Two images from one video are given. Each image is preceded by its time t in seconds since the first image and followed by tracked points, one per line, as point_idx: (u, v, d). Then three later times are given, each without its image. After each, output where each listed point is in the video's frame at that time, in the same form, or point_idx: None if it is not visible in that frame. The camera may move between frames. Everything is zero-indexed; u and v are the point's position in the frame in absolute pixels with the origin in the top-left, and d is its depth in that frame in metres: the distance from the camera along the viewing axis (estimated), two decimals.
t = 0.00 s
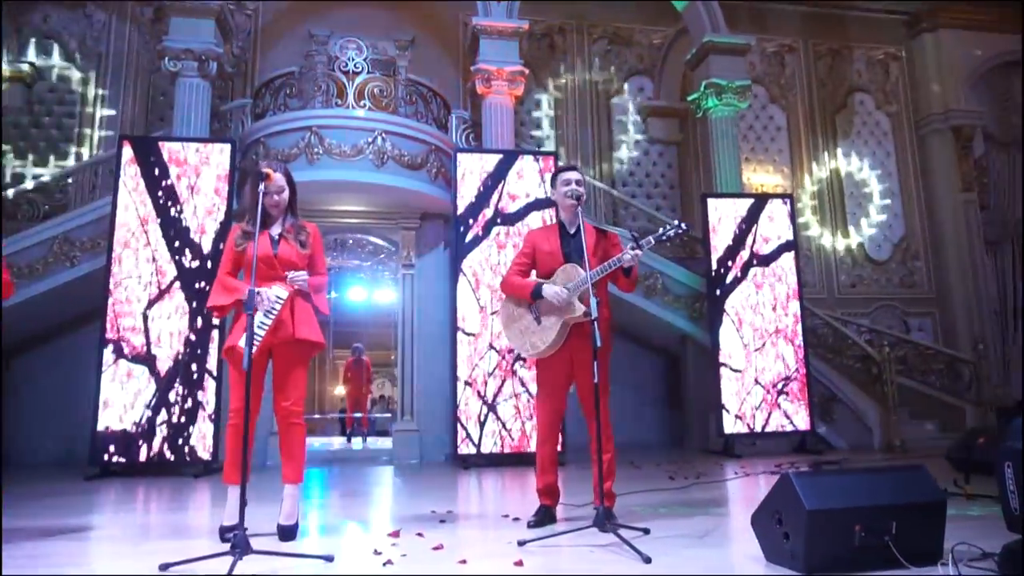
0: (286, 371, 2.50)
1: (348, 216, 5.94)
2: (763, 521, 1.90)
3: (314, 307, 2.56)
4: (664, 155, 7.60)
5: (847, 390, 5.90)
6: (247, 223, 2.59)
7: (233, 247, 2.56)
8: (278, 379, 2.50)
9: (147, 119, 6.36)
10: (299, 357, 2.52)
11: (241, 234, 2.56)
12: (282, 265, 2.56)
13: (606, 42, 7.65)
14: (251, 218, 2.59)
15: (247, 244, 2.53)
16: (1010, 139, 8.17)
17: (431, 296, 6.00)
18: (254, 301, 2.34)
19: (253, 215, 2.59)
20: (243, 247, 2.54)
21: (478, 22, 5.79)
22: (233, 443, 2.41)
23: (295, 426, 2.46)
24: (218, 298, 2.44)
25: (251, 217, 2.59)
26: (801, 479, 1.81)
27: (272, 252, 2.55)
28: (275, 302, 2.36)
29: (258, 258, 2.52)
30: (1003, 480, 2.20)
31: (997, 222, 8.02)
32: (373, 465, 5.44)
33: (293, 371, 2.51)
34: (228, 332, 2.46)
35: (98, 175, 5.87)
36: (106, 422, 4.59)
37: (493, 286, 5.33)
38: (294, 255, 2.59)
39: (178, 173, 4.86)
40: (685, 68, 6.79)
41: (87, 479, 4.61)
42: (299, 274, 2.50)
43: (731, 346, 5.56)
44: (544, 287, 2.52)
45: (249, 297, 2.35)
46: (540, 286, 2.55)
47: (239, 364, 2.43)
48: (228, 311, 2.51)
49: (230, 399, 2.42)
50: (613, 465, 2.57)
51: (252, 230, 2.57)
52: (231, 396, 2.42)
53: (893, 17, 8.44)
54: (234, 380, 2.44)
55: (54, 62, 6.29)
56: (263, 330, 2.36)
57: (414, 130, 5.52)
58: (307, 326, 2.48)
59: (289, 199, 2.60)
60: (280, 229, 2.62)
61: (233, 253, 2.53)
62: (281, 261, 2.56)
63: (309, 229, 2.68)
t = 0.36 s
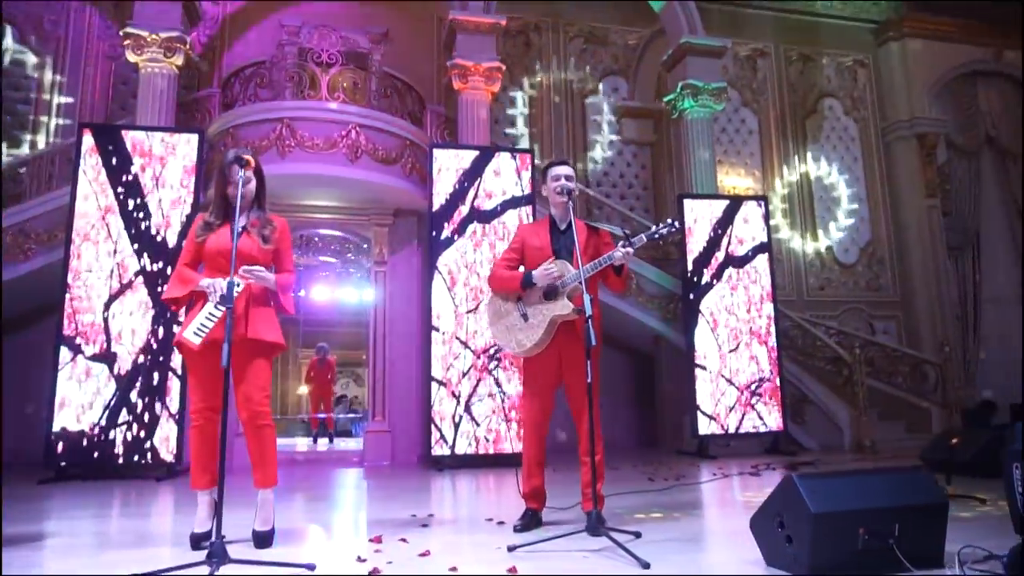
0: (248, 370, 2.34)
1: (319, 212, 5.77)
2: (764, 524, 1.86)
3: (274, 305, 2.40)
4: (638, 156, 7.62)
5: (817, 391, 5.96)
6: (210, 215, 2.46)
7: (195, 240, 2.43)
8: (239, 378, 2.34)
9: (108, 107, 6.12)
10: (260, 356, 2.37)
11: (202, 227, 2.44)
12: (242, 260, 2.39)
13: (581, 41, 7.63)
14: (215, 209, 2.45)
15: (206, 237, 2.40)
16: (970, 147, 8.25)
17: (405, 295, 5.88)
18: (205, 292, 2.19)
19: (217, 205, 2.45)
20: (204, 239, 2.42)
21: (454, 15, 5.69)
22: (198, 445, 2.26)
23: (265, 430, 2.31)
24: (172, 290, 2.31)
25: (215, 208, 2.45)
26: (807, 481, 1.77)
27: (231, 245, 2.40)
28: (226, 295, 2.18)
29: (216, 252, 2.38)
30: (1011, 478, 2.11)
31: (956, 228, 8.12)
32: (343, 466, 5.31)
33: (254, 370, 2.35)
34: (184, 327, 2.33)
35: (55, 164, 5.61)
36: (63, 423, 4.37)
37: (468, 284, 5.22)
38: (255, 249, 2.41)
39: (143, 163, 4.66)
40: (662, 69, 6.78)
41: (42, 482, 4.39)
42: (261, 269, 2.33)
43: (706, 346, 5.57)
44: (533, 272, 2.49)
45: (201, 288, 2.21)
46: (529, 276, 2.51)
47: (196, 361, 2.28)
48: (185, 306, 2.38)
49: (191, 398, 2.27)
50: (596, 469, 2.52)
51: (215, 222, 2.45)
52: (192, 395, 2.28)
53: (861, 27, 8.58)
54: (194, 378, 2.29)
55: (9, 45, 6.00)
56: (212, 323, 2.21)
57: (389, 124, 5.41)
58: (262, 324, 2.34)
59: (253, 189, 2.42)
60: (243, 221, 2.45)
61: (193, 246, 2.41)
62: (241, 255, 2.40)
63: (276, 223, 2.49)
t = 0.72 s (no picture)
0: (227, 371, 2.22)
1: (296, 208, 5.63)
2: (774, 532, 1.81)
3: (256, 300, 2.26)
4: (619, 156, 7.59)
5: (797, 393, 5.98)
6: (186, 208, 2.33)
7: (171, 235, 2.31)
8: (218, 381, 2.21)
9: (74, 96, 5.88)
10: (240, 357, 2.25)
11: (177, 220, 2.31)
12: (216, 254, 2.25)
13: (563, 39, 7.58)
14: (191, 202, 2.33)
15: (180, 232, 2.28)
16: (943, 153, 8.39)
17: (383, 294, 5.73)
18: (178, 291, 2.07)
19: (195, 197, 2.33)
20: (180, 234, 2.29)
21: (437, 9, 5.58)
22: (174, 452, 2.13)
23: (246, 435, 2.18)
24: (147, 290, 2.21)
25: (192, 201, 2.33)
26: (821, 488, 1.72)
27: (206, 239, 2.27)
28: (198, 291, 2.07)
29: (190, 246, 2.25)
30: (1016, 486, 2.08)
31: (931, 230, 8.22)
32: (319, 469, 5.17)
33: (234, 371, 2.22)
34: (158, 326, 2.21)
35: (18, 154, 5.38)
36: (25, 425, 4.18)
37: (451, 283, 5.12)
38: (232, 242, 2.27)
39: (113, 154, 4.48)
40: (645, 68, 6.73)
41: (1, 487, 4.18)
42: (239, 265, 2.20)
43: (688, 348, 5.54)
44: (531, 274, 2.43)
45: (174, 287, 2.09)
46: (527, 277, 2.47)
47: (172, 362, 2.16)
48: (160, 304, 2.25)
49: (168, 402, 2.15)
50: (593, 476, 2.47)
51: (191, 216, 2.32)
52: (169, 399, 2.15)
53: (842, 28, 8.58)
54: (171, 381, 2.16)
55: None
56: (186, 323, 2.09)
57: (370, 119, 5.26)
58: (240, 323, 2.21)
59: (230, 179, 2.27)
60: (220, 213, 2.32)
61: (168, 242, 2.29)
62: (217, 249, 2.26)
63: (254, 214, 2.35)
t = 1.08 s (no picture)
0: (225, 380, 2.14)
1: (273, 207, 5.49)
2: (782, 549, 1.76)
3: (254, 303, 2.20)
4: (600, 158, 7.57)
5: (777, 398, 6.01)
6: (174, 211, 2.24)
7: (160, 240, 2.22)
8: (215, 392, 2.13)
9: (41, 89, 5.68)
10: (242, 364, 2.18)
11: (165, 224, 2.23)
12: (209, 256, 2.16)
13: (545, 41, 7.56)
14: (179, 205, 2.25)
15: (170, 236, 2.19)
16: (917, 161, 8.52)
17: (363, 297, 5.63)
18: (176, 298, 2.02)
19: (181, 197, 2.24)
20: (169, 238, 2.21)
21: (420, 8, 5.48)
22: (162, 466, 2.03)
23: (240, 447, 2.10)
24: (140, 299, 2.13)
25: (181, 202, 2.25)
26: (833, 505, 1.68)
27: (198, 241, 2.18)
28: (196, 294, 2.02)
29: (181, 250, 2.17)
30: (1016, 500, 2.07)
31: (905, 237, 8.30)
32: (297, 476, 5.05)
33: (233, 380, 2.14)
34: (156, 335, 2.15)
35: None
36: None
37: (433, 287, 5.02)
38: (225, 242, 2.19)
39: (83, 151, 4.33)
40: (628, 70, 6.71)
41: None
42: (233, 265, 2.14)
43: (672, 353, 5.51)
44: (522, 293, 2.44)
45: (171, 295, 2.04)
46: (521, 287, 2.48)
47: (166, 371, 2.08)
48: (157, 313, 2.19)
49: (161, 413, 2.06)
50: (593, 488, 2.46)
51: (180, 218, 2.24)
52: (161, 410, 2.06)
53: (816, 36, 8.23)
54: (166, 391, 2.08)
55: None
56: (189, 331, 2.04)
57: (353, 118, 5.17)
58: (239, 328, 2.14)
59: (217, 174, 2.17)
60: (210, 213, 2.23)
61: (157, 247, 2.20)
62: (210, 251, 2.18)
63: (246, 212, 2.27)
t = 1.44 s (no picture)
0: (234, 392, 2.10)
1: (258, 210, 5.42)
2: (790, 565, 1.76)
3: (263, 310, 2.17)
4: (584, 164, 7.59)
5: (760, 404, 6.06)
6: (176, 220, 2.17)
7: (164, 252, 2.16)
8: (224, 406, 2.09)
9: (13, 87, 5.53)
10: (252, 374, 2.13)
11: (167, 233, 2.15)
12: (218, 264, 2.12)
13: (530, 46, 7.55)
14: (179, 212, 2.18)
15: (175, 246, 2.14)
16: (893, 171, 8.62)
17: (347, 302, 5.54)
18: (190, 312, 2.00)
19: (184, 205, 2.18)
20: (174, 249, 2.15)
21: (407, 11, 5.43)
22: (161, 481, 2.00)
23: (242, 462, 2.07)
24: (148, 314, 2.10)
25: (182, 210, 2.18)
26: (845, 521, 1.67)
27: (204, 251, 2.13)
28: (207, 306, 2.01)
29: (187, 260, 2.11)
30: None
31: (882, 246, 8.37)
32: (279, 484, 4.96)
33: (241, 393, 2.10)
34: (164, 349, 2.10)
35: None
36: None
37: (419, 292, 4.96)
38: (232, 250, 2.14)
39: (60, 151, 4.21)
40: (614, 76, 6.72)
41: None
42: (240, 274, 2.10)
43: (657, 359, 5.53)
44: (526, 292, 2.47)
45: (182, 308, 2.01)
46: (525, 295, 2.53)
47: (174, 383, 2.04)
48: (163, 326, 2.14)
49: (163, 425, 2.01)
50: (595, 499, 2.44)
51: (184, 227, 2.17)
52: (163, 423, 2.01)
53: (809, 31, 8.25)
54: (173, 404, 2.03)
55: None
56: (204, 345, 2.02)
57: (339, 121, 5.09)
58: (253, 337, 2.10)
59: (219, 180, 2.12)
60: (216, 221, 2.18)
61: (162, 260, 2.15)
62: (216, 259, 2.13)
63: (252, 219, 2.22)
